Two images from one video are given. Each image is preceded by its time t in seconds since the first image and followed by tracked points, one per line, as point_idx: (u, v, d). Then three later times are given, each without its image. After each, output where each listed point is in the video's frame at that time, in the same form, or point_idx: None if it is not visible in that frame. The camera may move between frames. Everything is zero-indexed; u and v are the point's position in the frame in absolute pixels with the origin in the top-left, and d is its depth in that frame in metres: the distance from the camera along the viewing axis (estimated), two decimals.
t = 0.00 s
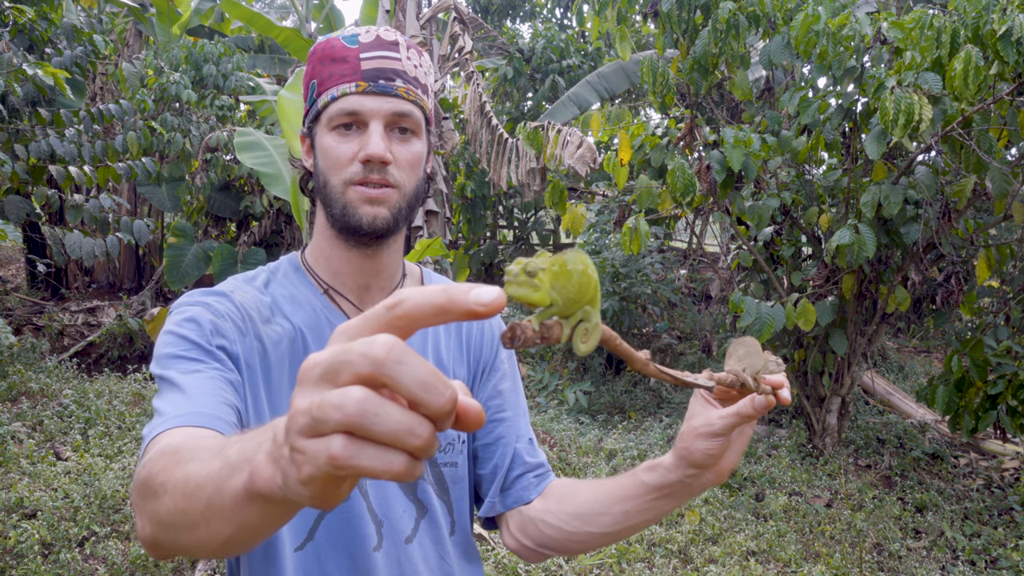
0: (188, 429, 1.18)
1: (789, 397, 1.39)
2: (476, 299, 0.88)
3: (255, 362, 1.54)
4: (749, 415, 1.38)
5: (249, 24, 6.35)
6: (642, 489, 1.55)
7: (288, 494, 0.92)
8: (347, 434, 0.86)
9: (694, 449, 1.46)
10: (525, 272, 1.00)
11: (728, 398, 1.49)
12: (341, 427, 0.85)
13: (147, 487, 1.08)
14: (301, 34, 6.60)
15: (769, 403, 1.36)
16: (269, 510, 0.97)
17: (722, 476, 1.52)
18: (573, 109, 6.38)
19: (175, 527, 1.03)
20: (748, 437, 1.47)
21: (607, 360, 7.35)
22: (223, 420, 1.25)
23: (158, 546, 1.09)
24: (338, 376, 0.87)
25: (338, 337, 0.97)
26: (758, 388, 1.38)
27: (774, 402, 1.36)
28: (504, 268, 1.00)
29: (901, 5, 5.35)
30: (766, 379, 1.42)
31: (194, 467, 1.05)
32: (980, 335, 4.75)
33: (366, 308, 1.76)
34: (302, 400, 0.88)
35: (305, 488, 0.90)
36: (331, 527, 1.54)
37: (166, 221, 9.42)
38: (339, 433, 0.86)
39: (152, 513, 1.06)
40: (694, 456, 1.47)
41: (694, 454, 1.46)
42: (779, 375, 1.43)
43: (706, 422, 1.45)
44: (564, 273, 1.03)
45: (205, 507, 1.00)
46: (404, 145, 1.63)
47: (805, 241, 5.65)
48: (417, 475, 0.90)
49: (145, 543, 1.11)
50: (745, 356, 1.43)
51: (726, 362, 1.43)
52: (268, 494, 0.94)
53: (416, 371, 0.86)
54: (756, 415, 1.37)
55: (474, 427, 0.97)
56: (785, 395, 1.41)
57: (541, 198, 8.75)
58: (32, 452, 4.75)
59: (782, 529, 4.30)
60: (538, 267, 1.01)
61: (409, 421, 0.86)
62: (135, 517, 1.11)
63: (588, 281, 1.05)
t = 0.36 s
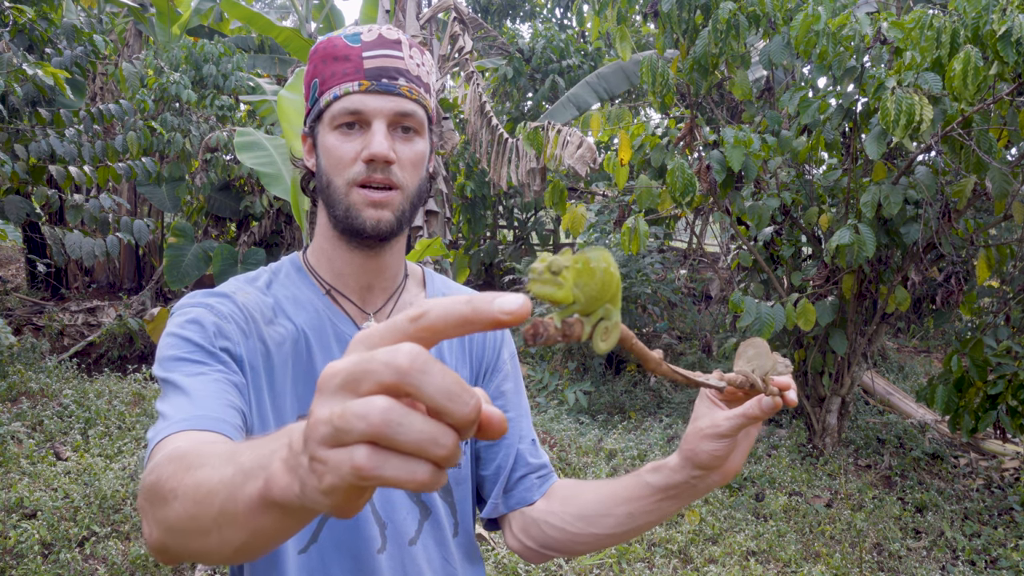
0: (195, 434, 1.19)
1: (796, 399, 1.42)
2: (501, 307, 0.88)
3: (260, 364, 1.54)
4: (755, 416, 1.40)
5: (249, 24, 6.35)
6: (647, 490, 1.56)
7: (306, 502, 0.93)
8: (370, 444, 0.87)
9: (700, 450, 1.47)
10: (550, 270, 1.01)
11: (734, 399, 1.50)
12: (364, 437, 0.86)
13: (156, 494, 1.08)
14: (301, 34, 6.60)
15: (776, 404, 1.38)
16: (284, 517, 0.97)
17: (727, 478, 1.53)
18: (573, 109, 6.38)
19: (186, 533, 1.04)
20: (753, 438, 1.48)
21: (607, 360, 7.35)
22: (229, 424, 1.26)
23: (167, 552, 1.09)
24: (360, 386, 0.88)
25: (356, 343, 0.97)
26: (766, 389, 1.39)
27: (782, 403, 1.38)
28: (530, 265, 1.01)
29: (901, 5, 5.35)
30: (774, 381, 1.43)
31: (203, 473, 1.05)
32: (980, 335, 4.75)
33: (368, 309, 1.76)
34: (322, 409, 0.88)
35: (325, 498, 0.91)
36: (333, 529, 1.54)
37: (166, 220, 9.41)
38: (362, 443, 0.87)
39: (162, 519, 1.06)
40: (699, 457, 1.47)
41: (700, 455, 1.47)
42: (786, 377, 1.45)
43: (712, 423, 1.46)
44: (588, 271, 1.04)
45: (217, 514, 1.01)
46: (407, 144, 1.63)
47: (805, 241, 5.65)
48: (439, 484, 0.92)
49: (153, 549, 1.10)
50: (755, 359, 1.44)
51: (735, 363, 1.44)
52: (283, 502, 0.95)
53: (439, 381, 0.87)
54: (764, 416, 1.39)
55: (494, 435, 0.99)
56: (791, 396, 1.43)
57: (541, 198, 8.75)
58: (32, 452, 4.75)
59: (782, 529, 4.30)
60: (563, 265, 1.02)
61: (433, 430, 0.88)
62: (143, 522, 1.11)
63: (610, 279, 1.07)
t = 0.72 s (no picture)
0: (201, 436, 1.19)
1: (801, 398, 1.40)
2: (518, 301, 0.88)
3: (264, 364, 1.54)
4: (760, 415, 1.38)
5: (249, 25, 6.35)
6: (652, 490, 1.56)
7: (317, 497, 0.93)
8: (386, 432, 0.87)
9: (705, 450, 1.47)
10: (561, 268, 1.02)
11: (739, 399, 1.50)
12: (380, 425, 0.86)
13: (162, 494, 1.08)
14: (301, 34, 6.60)
15: (780, 403, 1.36)
16: (294, 515, 0.97)
17: (732, 478, 1.52)
18: (573, 109, 6.39)
19: (193, 533, 1.04)
20: (758, 438, 1.47)
21: (607, 360, 7.35)
22: (233, 425, 1.26)
23: (172, 552, 1.09)
24: (375, 375, 0.88)
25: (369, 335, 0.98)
26: (771, 388, 1.38)
27: (787, 402, 1.37)
28: (540, 263, 1.03)
29: (901, 5, 5.35)
30: (778, 379, 1.42)
31: (210, 473, 1.05)
32: (980, 335, 4.75)
33: (371, 309, 1.76)
34: (337, 400, 0.88)
35: (338, 491, 0.91)
36: (339, 530, 1.54)
37: (166, 221, 9.42)
38: (378, 432, 0.87)
39: (168, 520, 1.06)
40: (705, 457, 1.47)
41: (705, 454, 1.47)
42: (790, 375, 1.44)
43: (717, 423, 1.45)
44: (597, 265, 1.05)
45: (224, 513, 1.01)
46: (411, 143, 1.63)
47: (805, 241, 5.65)
48: (454, 474, 0.91)
49: (159, 549, 1.11)
50: (760, 356, 1.43)
51: (741, 361, 1.44)
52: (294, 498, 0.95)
53: (455, 368, 0.87)
54: (769, 415, 1.38)
55: (509, 426, 0.97)
56: (796, 396, 1.41)
57: (541, 198, 8.74)
58: (32, 452, 4.75)
59: (782, 529, 4.30)
60: (573, 262, 1.03)
61: (449, 418, 0.88)
62: (149, 523, 1.11)
63: (619, 274, 1.07)
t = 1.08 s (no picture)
0: (205, 435, 1.19)
1: (802, 398, 1.39)
2: (519, 299, 0.88)
3: (268, 364, 1.54)
4: (762, 415, 1.39)
5: (249, 25, 6.36)
6: (654, 488, 1.56)
7: (324, 496, 0.93)
8: (393, 430, 0.87)
9: (707, 449, 1.47)
10: (565, 276, 1.03)
11: (741, 398, 1.50)
12: (386, 423, 0.86)
13: (168, 494, 1.08)
14: (301, 34, 6.60)
15: (783, 403, 1.37)
16: (300, 513, 0.97)
17: (734, 477, 1.52)
18: (573, 109, 6.39)
19: (200, 533, 1.04)
20: (760, 437, 1.48)
21: (607, 360, 7.35)
22: (237, 424, 1.25)
23: (179, 552, 1.09)
24: (381, 374, 0.88)
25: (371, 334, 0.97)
26: (773, 388, 1.39)
27: (788, 401, 1.37)
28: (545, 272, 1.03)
29: (901, 5, 5.34)
30: (779, 379, 1.42)
31: (215, 473, 1.05)
32: (980, 335, 4.75)
33: (374, 309, 1.76)
34: (343, 399, 0.88)
35: (345, 489, 0.90)
36: (343, 529, 1.54)
37: (166, 220, 9.41)
38: (385, 430, 0.87)
39: (175, 520, 1.06)
40: (706, 456, 1.47)
41: (707, 453, 1.47)
42: (792, 375, 1.44)
43: (719, 422, 1.45)
44: (601, 271, 1.05)
45: (230, 513, 1.01)
46: (413, 142, 1.63)
47: (805, 241, 5.65)
48: (461, 472, 0.91)
49: (166, 549, 1.11)
50: (762, 357, 1.44)
51: (742, 361, 1.44)
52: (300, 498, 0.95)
53: (460, 367, 0.87)
54: (770, 415, 1.38)
55: (514, 423, 0.98)
56: (799, 395, 1.40)
57: (541, 198, 8.74)
58: (32, 452, 4.75)
59: (782, 529, 4.30)
60: (577, 269, 1.03)
61: (455, 416, 0.88)
62: (155, 523, 1.11)
63: (622, 278, 1.07)
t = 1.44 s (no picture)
0: (207, 435, 1.19)
1: (802, 395, 1.39)
2: (520, 296, 0.88)
3: (269, 363, 1.54)
4: (762, 413, 1.38)
5: (249, 25, 6.35)
6: (654, 487, 1.56)
7: (326, 495, 0.93)
8: (396, 429, 0.87)
9: (706, 447, 1.47)
10: (561, 272, 1.03)
11: (741, 397, 1.50)
12: (390, 422, 0.86)
13: (170, 493, 1.08)
14: (301, 34, 6.60)
15: (783, 401, 1.36)
16: (303, 512, 0.97)
17: (734, 475, 1.53)
18: (573, 109, 6.38)
19: (202, 531, 1.04)
20: (760, 436, 1.48)
21: (607, 360, 7.35)
22: (238, 424, 1.25)
23: (180, 551, 1.09)
24: (384, 374, 0.88)
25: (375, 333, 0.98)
26: (772, 386, 1.38)
27: (788, 399, 1.36)
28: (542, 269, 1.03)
29: (901, 5, 5.35)
30: (779, 378, 1.41)
31: (217, 472, 1.05)
32: (980, 335, 4.74)
33: (375, 308, 1.76)
34: (346, 397, 0.88)
35: (347, 488, 0.91)
36: (343, 528, 1.54)
37: (166, 220, 9.41)
38: (388, 428, 0.87)
39: (177, 518, 1.06)
40: (706, 454, 1.48)
41: (707, 452, 1.47)
42: (792, 373, 1.43)
43: (719, 421, 1.45)
44: (595, 267, 1.06)
45: (232, 511, 1.01)
46: (414, 143, 1.63)
47: (805, 241, 5.65)
48: (462, 470, 0.91)
49: (167, 548, 1.11)
50: (761, 355, 1.43)
51: (742, 359, 1.43)
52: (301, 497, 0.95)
53: (463, 366, 0.87)
54: (770, 414, 1.38)
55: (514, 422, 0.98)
56: (797, 393, 1.40)
57: (542, 198, 8.74)
58: (32, 452, 4.75)
59: (782, 529, 4.30)
60: (573, 265, 1.04)
61: (457, 415, 0.88)
62: (157, 521, 1.11)
63: (616, 273, 1.07)
